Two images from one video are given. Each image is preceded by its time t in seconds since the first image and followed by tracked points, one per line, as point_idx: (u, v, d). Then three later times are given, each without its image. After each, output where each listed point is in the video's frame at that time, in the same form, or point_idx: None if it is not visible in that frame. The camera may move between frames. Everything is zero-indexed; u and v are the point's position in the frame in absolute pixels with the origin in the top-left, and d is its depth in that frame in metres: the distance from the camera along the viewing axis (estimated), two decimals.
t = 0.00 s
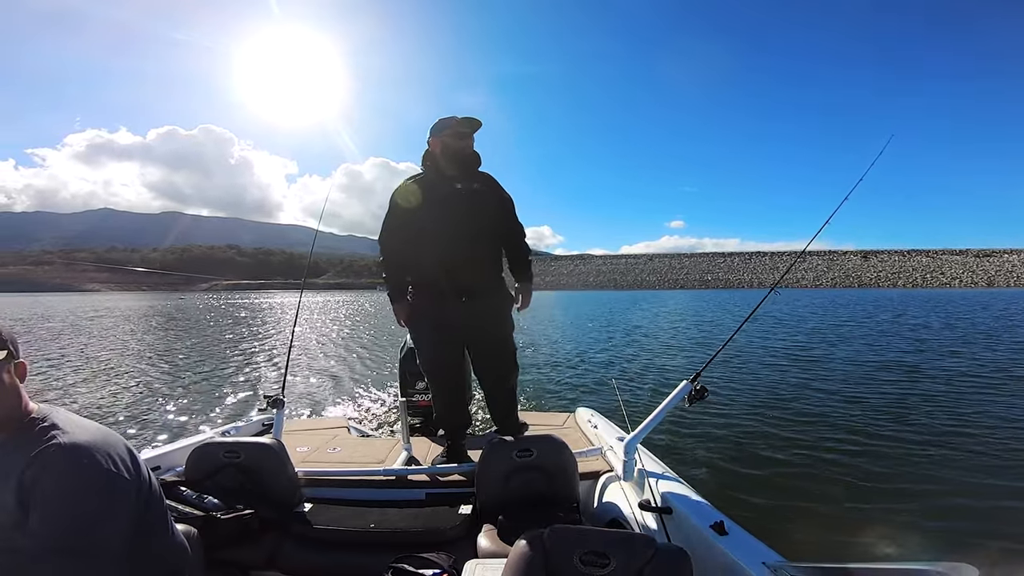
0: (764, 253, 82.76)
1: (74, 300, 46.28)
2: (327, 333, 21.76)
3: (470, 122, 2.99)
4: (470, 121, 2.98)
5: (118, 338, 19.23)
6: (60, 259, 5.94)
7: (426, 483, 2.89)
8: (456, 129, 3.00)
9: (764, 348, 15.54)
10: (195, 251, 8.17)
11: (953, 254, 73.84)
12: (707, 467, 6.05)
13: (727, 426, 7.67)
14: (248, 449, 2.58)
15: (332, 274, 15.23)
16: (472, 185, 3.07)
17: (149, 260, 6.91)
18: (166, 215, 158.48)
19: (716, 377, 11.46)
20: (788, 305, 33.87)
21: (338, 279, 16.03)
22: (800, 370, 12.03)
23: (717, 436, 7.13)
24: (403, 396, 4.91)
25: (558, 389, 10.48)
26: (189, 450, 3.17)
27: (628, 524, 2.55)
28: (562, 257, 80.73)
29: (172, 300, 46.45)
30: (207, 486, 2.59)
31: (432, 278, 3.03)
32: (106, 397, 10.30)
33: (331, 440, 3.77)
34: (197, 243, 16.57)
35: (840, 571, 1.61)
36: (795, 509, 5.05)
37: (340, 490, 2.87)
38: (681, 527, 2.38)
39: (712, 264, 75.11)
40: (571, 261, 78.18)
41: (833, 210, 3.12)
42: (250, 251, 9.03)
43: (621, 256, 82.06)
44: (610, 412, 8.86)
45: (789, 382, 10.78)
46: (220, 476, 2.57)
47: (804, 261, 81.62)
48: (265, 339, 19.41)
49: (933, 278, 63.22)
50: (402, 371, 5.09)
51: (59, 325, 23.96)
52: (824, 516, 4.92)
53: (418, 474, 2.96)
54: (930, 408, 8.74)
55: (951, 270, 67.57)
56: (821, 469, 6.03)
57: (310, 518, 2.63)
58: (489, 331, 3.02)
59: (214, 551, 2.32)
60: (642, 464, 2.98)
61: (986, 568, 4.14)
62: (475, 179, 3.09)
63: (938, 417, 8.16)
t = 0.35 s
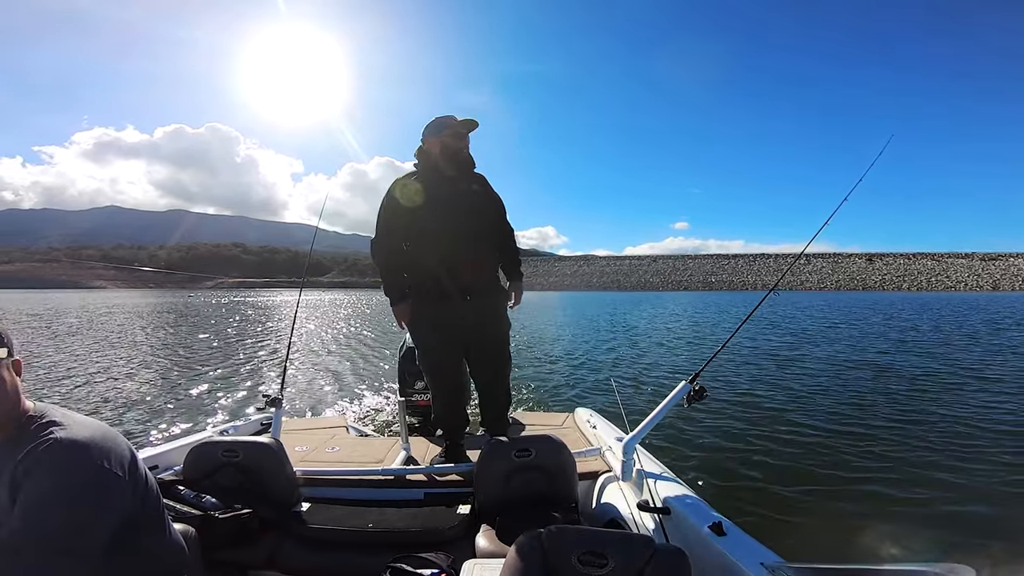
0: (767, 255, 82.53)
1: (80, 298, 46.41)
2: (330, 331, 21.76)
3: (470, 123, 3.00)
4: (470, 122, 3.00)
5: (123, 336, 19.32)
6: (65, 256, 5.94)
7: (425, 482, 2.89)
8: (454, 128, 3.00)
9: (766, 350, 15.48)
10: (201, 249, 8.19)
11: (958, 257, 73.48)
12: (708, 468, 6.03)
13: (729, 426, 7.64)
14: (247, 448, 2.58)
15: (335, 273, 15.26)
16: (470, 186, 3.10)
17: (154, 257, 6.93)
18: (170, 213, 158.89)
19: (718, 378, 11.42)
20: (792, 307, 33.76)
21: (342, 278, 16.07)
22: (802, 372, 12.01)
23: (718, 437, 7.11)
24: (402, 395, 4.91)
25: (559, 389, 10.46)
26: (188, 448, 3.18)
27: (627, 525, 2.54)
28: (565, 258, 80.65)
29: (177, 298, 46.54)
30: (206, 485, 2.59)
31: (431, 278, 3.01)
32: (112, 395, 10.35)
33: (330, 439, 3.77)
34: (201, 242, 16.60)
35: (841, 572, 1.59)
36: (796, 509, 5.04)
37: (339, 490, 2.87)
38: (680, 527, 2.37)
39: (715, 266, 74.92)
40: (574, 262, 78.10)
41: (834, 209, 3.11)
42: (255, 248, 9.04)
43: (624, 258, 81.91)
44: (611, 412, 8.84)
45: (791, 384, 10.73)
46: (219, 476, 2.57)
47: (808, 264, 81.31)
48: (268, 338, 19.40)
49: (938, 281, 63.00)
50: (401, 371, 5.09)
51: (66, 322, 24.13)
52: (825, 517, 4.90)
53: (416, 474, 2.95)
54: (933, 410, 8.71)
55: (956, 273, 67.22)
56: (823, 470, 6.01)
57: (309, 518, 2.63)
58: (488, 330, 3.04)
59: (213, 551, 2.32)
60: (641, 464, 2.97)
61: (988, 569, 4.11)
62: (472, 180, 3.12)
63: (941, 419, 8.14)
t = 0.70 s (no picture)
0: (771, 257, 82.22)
1: (85, 296, 46.61)
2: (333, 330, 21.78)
3: (469, 123, 3.01)
4: (469, 122, 3.00)
5: (131, 333, 19.46)
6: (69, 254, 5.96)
7: (423, 482, 2.88)
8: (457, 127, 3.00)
9: (769, 352, 15.41)
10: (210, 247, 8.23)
11: (964, 260, 72.99)
12: (708, 469, 6.01)
13: (730, 428, 7.61)
14: (245, 447, 2.58)
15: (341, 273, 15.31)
16: (469, 185, 3.09)
17: (158, 255, 6.94)
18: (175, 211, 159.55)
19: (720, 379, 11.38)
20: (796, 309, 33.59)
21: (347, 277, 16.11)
22: (805, 374, 11.95)
23: (719, 439, 7.08)
24: (401, 395, 4.92)
25: (560, 390, 10.44)
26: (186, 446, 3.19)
27: (625, 525, 2.54)
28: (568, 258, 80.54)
29: (181, 296, 46.67)
30: (204, 483, 2.59)
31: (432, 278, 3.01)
32: (120, 392, 10.44)
33: (329, 438, 3.77)
34: (206, 240, 16.63)
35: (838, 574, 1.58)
36: (797, 510, 5.03)
37: (338, 489, 2.87)
38: (677, 529, 2.35)
39: (719, 267, 74.66)
40: (578, 263, 77.97)
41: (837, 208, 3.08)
42: (260, 247, 9.06)
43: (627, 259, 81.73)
44: (612, 413, 8.82)
45: (794, 386, 10.68)
46: (217, 474, 2.58)
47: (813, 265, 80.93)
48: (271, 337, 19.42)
49: (944, 283, 62.69)
50: (401, 371, 5.09)
51: (75, 319, 24.35)
52: (826, 519, 4.87)
53: (415, 473, 2.95)
54: (938, 413, 8.67)
55: (962, 276, 66.77)
56: (824, 472, 5.98)
57: (307, 517, 2.63)
58: (489, 329, 3.04)
59: (210, 549, 2.32)
60: (639, 464, 2.97)
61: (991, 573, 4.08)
62: (471, 179, 3.11)
63: (946, 423, 8.10)
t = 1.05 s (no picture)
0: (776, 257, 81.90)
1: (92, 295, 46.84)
2: (338, 330, 21.80)
3: (472, 124, 3.01)
4: (473, 123, 3.00)
5: (136, 333, 19.53)
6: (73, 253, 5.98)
7: (423, 481, 2.88)
8: (462, 128, 3.01)
9: (774, 352, 15.32)
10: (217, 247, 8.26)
11: (971, 260, 72.46)
12: (711, 470, 5.98)
13: (733, 429, 7.58)
14: (245, 446, 2.59)
15: (346, 273, 15.34)
16: (473, 185, 3.08)
17: (163, 255, 6.96)
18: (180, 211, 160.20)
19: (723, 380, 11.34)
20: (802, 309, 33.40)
21: (352, 277, 16.13)
22: (809, 375, 11.89)
23: (721, 440, 7.05)
24: (402, 394, 4.92)
25: (563, 390, 10.42)
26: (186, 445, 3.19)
27: (624, 525, 2.53)
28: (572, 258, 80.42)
29: (187, 296, 46.84)
30: (204, 482, 2.59)
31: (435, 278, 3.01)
32: (126, 391, 10.49)
33: (329, 438, 3.77)
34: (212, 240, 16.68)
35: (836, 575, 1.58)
36: (800, 511, 5.01)
37: (338, 488, 2.88)
38: (677, 529, 2.35)
39: (724, 267, 74.40)
40: (582, 263, 77.86)
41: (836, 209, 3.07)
42: (265, 247, 9.08)
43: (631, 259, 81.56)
44: (615, 413, 8.79)
45: (798, 387, 10.63)
46: (217, 473, 2.58)
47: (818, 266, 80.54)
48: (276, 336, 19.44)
49: (951, 284, 62.34)
50: (402, 371, 5.10)
51: (82, 319, 24.47)
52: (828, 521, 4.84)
53: (415, 472, 2.95)
54: (942, 414, 8.63)
55: (969, 276, 66.29)
56: (828, 473, 5.94)
57: (306, 516, 2.64)
58: (493, 329, 3.03)
59: (210, 548, 2.33)
60: (639, 465, 2.96)
61: None
62: (475, 179, 3.10)
63: (950, 424, 8.06)
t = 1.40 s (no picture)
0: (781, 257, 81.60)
1: (100, 296, 47.05)
2: (342, 330, 21.80)
3: (478, 123, 2.98)
4: (479, 122, 2.97)
5: (143, 333, 19.63)
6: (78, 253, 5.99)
7: (423, 481, 2.88)
8: (461, 129, 3.00)
9: (778, 352, 15.25)
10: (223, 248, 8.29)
11: (978, 260, 71.95)
12: (713, 470, 5.96)
13: (736, 429, 7.54)
14: (244, 446, 2.60)
15: (352, 273, 15.35)
16: (481, 184, 3.05)
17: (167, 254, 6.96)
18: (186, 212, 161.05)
19: (727, 380, 11.30)
20: (806, 309, 33.40)
21: (357, 278, 16.15)
22: (814, 375, 11.83)
23: (725, 440, 7.02)
24: (402, 394, 4.92)
25: (566, 390, 10.40)
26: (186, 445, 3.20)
27: (624, 525, 2.53)
28: (576, 259, 80.29)
29: (193, 297, 46.94)
30: (203, 482, 2.60)
31: (438, 278, 3.04)
32: (133, 390, 10.57)
33: (328, 438, 3.77)
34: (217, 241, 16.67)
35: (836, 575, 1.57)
36: (803, 513, 4.98)
37: (337, 488, 2.88)
38: (676, 530, 2.34)
39: (728, 266, 74.12)
40: (586, 263, 77.71)
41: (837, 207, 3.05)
42: (270, 248, 9.07)
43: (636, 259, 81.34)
44: (618, 413, 8.77)
45: (802, 387, 10.56)
46: (217, 472, 2.59)
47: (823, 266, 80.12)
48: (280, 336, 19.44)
49: (958, 283, 61.90)
50: (401, 371, 5.10)
51: (89, 320, 24.62)
52: (830, 522, 4.82)
53: (415, 473, 2.95)
54: (949, 414, 8.56)
55: (976, 276, 65.81)
56: (831, 474, 5.91)
57: (306, 516, 2.64)
58: (498, 329, 3.01)
59: (210, 547, 2.33)
60: (639, 465, 2.96)
61: None
62: (482, 178, 3.06)
63: (956, 424, 8.00)
